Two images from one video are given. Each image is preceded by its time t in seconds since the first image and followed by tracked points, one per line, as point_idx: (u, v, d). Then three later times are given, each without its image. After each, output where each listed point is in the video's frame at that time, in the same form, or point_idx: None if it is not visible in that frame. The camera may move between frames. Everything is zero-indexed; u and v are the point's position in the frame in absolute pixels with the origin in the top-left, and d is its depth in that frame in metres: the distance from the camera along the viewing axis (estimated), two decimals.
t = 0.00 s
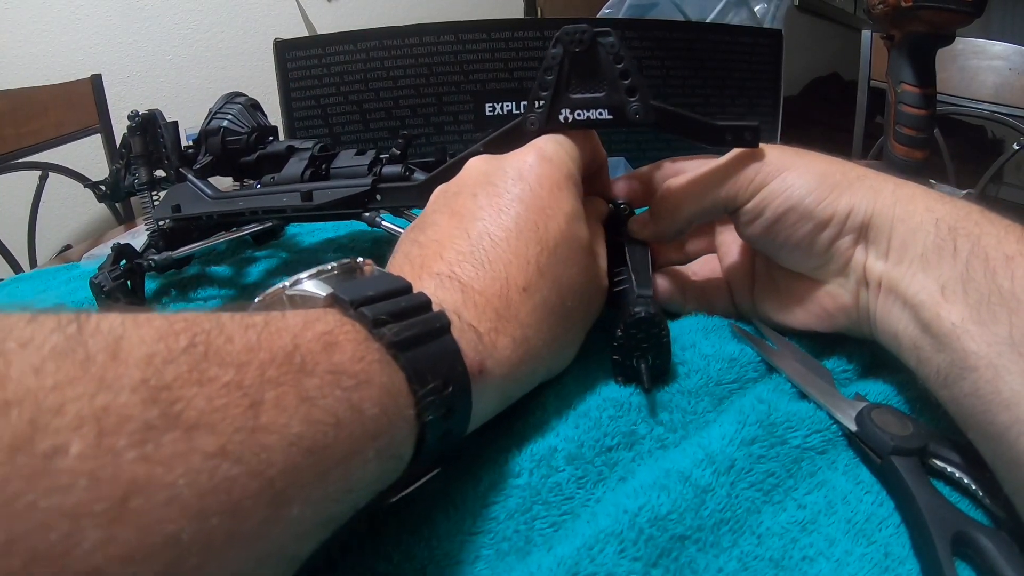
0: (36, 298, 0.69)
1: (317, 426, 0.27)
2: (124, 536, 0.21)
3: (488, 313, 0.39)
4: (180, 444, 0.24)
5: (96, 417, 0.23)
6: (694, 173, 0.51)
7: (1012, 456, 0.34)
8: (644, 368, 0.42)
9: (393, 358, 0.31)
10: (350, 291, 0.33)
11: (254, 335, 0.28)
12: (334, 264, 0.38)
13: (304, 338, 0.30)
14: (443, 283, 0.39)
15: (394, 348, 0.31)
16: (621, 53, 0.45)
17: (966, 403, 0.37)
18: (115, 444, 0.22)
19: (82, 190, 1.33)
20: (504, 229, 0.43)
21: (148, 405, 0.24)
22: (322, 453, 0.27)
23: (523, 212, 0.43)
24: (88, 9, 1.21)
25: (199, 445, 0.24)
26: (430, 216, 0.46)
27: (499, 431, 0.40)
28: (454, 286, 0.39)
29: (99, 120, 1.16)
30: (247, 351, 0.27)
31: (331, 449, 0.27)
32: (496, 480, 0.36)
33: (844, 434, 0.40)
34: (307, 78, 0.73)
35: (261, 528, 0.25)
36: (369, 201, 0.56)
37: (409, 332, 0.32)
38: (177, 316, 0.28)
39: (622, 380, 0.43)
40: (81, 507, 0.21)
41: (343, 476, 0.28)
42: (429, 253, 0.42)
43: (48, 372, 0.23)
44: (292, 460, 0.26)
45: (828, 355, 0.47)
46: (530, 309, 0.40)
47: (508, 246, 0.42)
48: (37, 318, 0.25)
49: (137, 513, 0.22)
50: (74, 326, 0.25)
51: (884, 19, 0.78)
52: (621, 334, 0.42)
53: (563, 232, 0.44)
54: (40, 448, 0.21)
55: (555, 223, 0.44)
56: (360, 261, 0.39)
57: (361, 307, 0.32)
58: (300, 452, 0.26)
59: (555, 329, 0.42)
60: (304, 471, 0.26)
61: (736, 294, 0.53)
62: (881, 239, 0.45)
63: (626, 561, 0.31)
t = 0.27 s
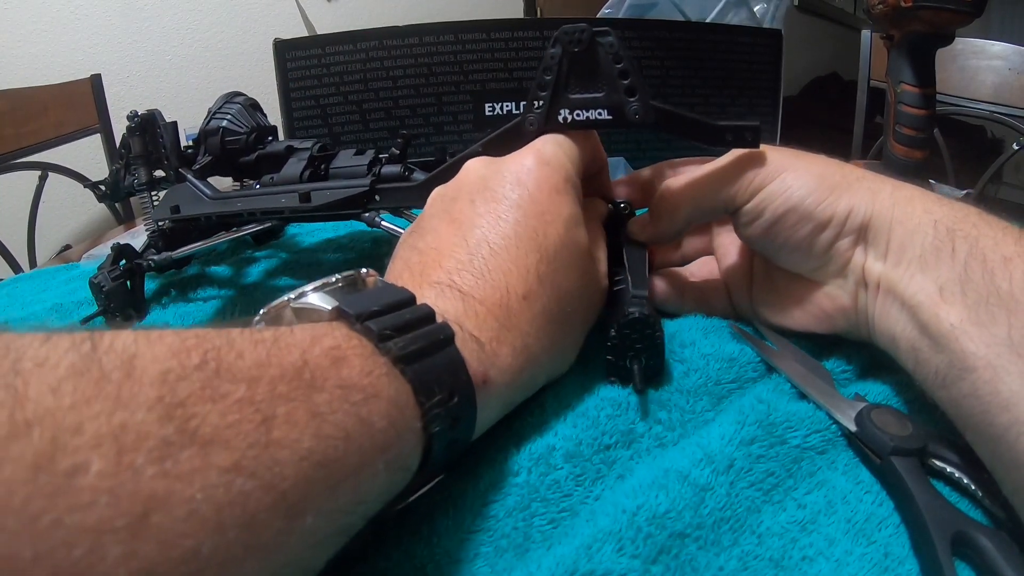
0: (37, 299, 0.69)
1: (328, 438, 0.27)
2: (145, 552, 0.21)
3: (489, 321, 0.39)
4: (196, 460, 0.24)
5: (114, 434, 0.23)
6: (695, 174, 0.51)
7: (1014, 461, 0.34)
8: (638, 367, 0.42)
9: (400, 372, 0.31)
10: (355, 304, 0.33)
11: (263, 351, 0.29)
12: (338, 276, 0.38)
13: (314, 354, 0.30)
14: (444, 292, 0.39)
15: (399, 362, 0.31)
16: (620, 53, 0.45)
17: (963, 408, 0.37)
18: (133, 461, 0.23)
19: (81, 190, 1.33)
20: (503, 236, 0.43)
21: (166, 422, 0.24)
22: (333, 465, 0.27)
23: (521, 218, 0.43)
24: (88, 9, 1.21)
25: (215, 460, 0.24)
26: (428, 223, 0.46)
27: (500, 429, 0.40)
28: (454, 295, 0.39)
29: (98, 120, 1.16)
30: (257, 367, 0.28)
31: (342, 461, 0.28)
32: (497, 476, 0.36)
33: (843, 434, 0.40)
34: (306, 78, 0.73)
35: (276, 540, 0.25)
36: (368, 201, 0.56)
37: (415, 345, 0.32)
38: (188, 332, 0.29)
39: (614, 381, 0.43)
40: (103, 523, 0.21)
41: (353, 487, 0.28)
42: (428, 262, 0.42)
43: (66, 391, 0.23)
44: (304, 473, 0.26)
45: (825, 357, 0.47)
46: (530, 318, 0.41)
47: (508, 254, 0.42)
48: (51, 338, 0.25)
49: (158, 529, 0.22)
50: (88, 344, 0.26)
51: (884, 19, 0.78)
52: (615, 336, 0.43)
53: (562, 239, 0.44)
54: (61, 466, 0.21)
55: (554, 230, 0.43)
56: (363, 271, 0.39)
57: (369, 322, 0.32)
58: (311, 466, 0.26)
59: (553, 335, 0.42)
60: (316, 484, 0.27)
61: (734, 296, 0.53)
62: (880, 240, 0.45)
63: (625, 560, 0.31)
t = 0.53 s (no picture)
0: (37, 298, 0.69)
1: (323, 437, 0.27)
2: (140, 550, 0.21)
3: (483, 319, 0.39)
4: (191, 459, 0.24)
5: (109, 433, 0.23)
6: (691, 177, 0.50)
7: (1011, 464, 0.34)
8: (624, 373, 0.42)
9: (394, 368, 0.31)
10: (350, 302, 0.33)
11: (258, 351, 0.29)
12: (334, 277, 0.38)
13: (308, 352, 0.30)
14: (439, 292, 0.39)
15: (394, 359, 0.31)
16: (620, 50, 0.45)
17: (961, 407, 0.37)
18: (129, 460, 0.23)
19: (81, 190, 1.33)
20: (497, 236, 0.43)
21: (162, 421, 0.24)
22: (328, 463, 0.27)
23: (516, 216, 0.44)
24: (87, 9, 1.21)
25: (210, 458, 0.24)
26: (425, 224, 0.46)
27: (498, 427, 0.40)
28: (449, 295, 0.39)
29: (98, 119, 1.15)
30: (252, 366, 0.28)
31: (337, 459, 0.28)
32: (494, 475, 0.36)
33: (843, 434, 0.40)
34: (306, 78, 0.73)
35: (271, 538, 0.25)
36: (369, 199, 0.56)
37: (409, 342, 0.31)
38: (185, 334, 0.29)
39: (611, 382, 0.43)
40: (98, 521, 0.21)
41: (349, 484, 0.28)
42: (423, 263, 0.42)
43: (61, 391, 0.23)
44: (299, 470, 0.26)
45: (823, 359, 0.47)
46: (526, 317, 0.40)
47: (502, 253, 0.42)
48: (49, 340, 0.25)
49: (153, 526, 0.22)
50: (83, 346, 0.26)
51: (884, 19, 0.78)
52: (604, 340, 0.43)
53: (556, 234, 0.44)
54: (56, 465, 0.22)
55: (548, 227, 0.43)
56: (359, 272, 0.39)
57: (363, 319, 0.32)
58: (306, 464, 0.26)
59: (550, 333, 0.42)
60: (311, 483, 0.26)
61: (731, 297, 0.53)
62: (876, 242, 0.45)
63: (625, 559, 0.31)
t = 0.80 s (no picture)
0: (37, 299, 0.69)
1: (319, 440, 0.27)
2: (137, 555, 0.21)
3: (476, 320, 0.39)
4: (187, 464, 0.24)
5: (106, 439, 0.23)
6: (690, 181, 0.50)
7: (1011, 464, 0.34)
8: (618, 375, 0.42)
9: (387, 368, 0.31)
10: (343, 301, 0.33)
11: (252, 354, 0.29)
12: (327, 277, 0.38)
13: (302, 355, 0.30)
14: (434, 292, 0.39)
15: (386, 357, 0.31)
16: (621, 52, 0.45)
17: (960, 408, 0.37)
18: (125, 466, 0.23)
19: (81, 190, 1.33)
20: (493, 237, 0.43)
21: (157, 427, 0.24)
22: (323, 466, 0.27)
23: (512, 216, 0.44)
24: (87, 9, 1.21)
25: (205, 463, 0.24)
26: (423, 226, 0.46)
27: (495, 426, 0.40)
28: (444, 295, 0.39)
29: (98, 120, 1.15)
30: (246, 370, 0.28)
31: (332, 462, 0.28)
32: (493, 474, 0.36)
33: (842, 434, 0.40)
34: (305, 78, 0.73)
35: (266, 543, 0.25)
36: (370, 200, 0.56)
37: (401, 340, 0.32)
38: (179, 338, 0.29)
39: (607, 382, 0.43)
40: (97, 528, 0.21)
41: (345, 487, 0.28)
42: (419, 264, 0.42)
43: (56, 398, 0.23)
44: (295, 474, 0.26)
45: (822, 360, 0.47)
46: (520, 317, 0.41)
47: (497, 253, 0.42)
48: (44, 347, 0.25)
49: (151, 532, 0.22)
50: (78, 352, 0.26)
51: (883, 19, 0.78)
52: (599, 341, 0.43)
53: (552, 233, 0.43)
54: (54, 473, 0.22)
55: (544, 226, 0.43)
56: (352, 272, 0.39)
57: (355, 319, 0.32)
58: (301, 467, 0.26)
59: (545, 333, 0.42)
60: (306, 487, 0.27)
61: (729, 297, 0.53)
62: (874, 243, 0.45)
63: (624, 559, 0.31)
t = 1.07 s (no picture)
0: (36, 299, 0.69)
1: (306, 443, 0.27)
2: (121, 561, 0.22)
3: (469, 322, 0.39)
4: (173, 468, 0.24)
5: (90, 443, 0.23)
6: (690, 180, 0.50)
7: (1010, 465, 0.34)
8: (617, 374, 0.42)
9: (378, 371, 0.31)
10: (337, 301, 0.33)
11: (241, 355, 0.29)
12: (320, 275, 0.38)
13: (291, 356, 0.30)
14: (428, 293, 0.39)
15: (377, 361, 0.31)
16: (621, 56, 0.46)
17: (959, 409, 0.37)
18: (110, 470, 0.23)
19: (81, 190, 1.33)
20: (488, 237, 0.43)
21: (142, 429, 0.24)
22: (311, 470, 0.27)
23: (508, 218, 0.44)
24: (87, 9, 1.20)
25: (191, 468, 0.24)
26: (420, 227, 0.46)
27: (492, 428, 0.40)
28: (438, 296, 0.39)
29: (98, 120, 1.15)
30: (235, 371, 0.28)
31: (319, 465, 0.28)
32: (489, 476, 0.36)
33: (842, 434, 0.40)
34: (305, 78, 0.73)
35: (252, 549, 0.25)
36: (371, 202, 0.56)
37: (393, 344, 0.32)
38: (166, 336, 0.29)
39: (606, 384, 0.43)
40: (80, 534, 0.21)
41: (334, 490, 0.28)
42: (415, 264, 0.42)
43: (42, 399, 0.23)
44: (281, 478, 0.26)
45: (821, 360, 0.47)
46: (514, 318, 0.40)
47: (492, 254, 0.42)
48: (29, 342, 0.25)
49: (134, 538, 0.22)
50: (65, 350, 0.26)
51: (883, 19, 0.78)
52: (596, 343, 0.43)
53: (548, 236, 0.43)
54: (37, 477, 0.22)
55: (539, 227, 0.43)
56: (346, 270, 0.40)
57: (347, 320, 0.32)
58: (289, 472, 0.26)
59: (539, 337, 0.42)
60: (294, 491, 0.27)
61: (728, 298, 0.53)
62: (872, 243, 0.45)
63: (624, 561, 0.31)
